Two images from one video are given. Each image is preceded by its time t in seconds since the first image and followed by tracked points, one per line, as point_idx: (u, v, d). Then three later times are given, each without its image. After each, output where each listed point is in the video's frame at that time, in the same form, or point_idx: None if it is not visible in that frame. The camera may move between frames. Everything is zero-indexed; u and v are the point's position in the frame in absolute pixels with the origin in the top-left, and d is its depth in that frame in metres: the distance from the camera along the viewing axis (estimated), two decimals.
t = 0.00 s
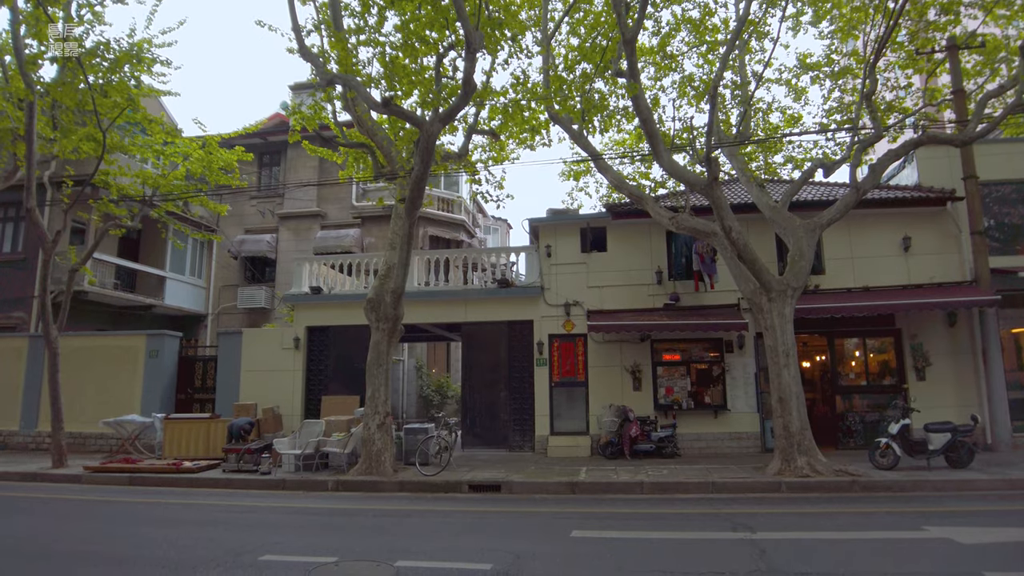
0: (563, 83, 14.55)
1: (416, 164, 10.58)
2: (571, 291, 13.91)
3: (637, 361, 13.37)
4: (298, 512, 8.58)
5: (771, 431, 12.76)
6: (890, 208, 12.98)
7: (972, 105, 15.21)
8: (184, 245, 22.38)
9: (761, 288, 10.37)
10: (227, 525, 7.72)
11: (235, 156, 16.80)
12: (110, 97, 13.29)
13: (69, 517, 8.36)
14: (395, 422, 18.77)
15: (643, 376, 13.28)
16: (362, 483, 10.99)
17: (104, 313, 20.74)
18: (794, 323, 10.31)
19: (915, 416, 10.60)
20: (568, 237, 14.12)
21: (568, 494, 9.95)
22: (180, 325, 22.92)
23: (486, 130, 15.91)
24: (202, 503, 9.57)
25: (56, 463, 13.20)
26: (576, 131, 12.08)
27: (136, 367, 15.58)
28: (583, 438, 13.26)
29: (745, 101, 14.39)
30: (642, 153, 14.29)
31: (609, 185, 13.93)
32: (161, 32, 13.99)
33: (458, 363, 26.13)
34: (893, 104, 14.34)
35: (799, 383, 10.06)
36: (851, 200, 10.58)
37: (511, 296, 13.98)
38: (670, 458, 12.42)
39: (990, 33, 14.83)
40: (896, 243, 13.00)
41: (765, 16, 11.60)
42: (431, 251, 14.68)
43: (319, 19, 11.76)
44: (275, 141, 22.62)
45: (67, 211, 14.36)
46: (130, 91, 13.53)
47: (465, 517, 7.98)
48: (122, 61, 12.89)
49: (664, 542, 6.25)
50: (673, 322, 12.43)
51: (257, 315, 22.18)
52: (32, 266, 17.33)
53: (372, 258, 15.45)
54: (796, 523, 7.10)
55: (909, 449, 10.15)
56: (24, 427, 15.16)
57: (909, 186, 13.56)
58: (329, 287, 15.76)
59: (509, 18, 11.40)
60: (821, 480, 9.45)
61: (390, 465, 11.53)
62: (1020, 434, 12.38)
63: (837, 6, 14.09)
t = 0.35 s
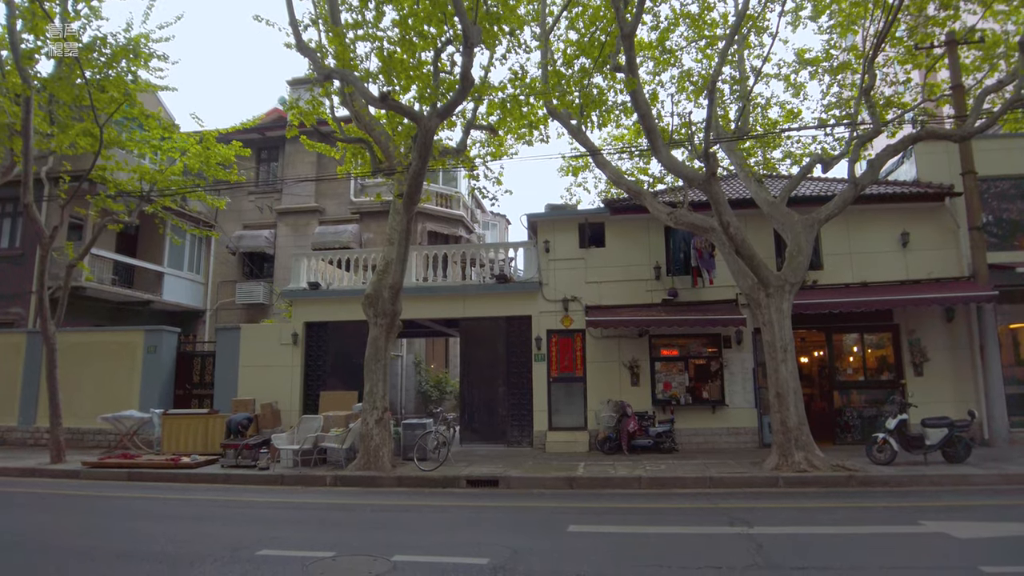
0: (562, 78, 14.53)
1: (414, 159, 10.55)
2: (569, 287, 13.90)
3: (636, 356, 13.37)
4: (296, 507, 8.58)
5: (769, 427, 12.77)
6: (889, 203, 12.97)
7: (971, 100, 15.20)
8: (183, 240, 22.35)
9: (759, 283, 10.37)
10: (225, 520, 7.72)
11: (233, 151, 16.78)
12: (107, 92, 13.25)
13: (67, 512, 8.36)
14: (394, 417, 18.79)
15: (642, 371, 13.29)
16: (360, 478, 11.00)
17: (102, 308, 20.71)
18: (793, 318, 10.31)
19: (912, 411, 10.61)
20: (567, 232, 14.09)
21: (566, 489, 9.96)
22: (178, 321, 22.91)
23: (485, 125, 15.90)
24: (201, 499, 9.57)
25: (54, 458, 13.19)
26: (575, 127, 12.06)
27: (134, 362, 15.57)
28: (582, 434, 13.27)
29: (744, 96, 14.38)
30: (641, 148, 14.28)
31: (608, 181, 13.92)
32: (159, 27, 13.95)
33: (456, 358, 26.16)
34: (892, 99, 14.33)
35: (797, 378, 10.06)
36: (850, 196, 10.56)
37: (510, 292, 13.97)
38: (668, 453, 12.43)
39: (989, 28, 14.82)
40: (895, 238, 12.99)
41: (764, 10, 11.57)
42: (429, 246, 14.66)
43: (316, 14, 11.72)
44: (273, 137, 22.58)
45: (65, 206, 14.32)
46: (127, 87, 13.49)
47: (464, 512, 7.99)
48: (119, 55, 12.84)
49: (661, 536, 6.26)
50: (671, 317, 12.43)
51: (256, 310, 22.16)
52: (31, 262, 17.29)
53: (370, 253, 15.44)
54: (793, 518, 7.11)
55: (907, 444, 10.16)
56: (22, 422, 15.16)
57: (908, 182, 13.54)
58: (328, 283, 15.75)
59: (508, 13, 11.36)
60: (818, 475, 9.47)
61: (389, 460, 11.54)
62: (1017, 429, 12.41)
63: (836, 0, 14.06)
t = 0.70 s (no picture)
0: (557, 73, 14.50)
1: (407, 154, 10.51)
2: (563, 283, 13.90)
3: (630, 351, 13.39)
4: (288, 502, 8.58)
5: (763, 421, 12.80)
6: (883, 198, 12.99)
7: (964, 96, 15.22)
8: (176, 235, 22.27)
9: (752, 278, 10.39)
10: (217, 515, 7.72)
11: (226, 146, 16.72)
12: (98, 86, 13.17)
13: (58, 508, 8.34)
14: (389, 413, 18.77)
15: (635, 366, 13.32)
16: (354, 473, 11.00)
17: (95, 304, 20.63)
18: (785, 313, 10.33)
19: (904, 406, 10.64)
20: (561, 228, 14.09)
21: (559, 484, 9.98)
22: (172, 316, 22.84)
23: (479, 121, 15.87)
24: (194, 494, 9.57)
25: (47, 455, 13.15)
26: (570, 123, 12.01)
27: (127, 357, 15.52)
28: (575, 429, 13.31)
29: (739, 91, 14.38)
30: (635, 144, 14.27)
31: (602, 176, 13.91)
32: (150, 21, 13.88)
33: (451, 354, 26.16)
34: (886, 95, 14.34)
35: (789, 373, 10.08)
36: (843, 192, 10.58)
37: (504, 287, 13.98)
38: (661, 448, 12.45)
39: (983, 24, 14.85)
40: (889, 234, 13.02)
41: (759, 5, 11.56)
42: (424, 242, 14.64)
43: (309, 8, 11.67)
44: (267, 132, 22.50)
45: (56, 201, 14.24)
46: (119, 81, 13.40)
47: (456, 507, 8.00)
48: (110, 49, 12.76)
49: (652, 531, 6.28)
50: (665, 313, 12.45)
51: (250, 306, 22.12)
52: (23, 257, 17.21)
53: (364, 249, 15.41)
54: (785, 512, 7.14)
55: (899, 440, 10.19)
56: (15, 418, 15.10)
57: (901, 177, 13.57)
58: (322, 278, 15.71)
59: (502, 7, 11.32)
60: (810, 469, 9.51)
61: (382, 456, 11.54)
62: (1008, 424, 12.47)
63: None
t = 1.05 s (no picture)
0: (546, 69, 14.48)
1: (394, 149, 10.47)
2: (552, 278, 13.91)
3: (618, 347, 13.43)
4: (274, 498, 8.57)
5: (749, 417, 12.88)
6: (869, 195, 13.06)
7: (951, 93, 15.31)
8: (164, 230, 22.13)
9: (738, 274, 10.44)
10: (203, 511, 7.70)
11: (213, 140, 16.62)
12: (82, 79, 13.02)
13: (42, 504, 8.30)
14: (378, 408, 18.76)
15: (623, 362, 13.36)
16: (341, 469, 10.99)
17: (82, 300, 20.49)
18: (771, 308, 10.40)
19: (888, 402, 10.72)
20: (549, 223, 14.09)
21: (546, 479, 10.02)
22: (160, 312, 22.72)
23: (468, 116, 15.84)
24: (180, 490, 9.54)
25: (33, 451, 13.06)
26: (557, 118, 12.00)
27: (114, 353, 15.43)
28: (564, 424, 13.35)
29: (727, 88, 14.41)
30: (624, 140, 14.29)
31: (591, 172, 13.92)
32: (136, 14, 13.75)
33: (441, 350, 26.14)
34: (873, 92, 14.41)
35: (775, 368, 10.15)
36: (828, 188, 10.65)
37: (493, 283, 13.98)
38: (648, 443, 12.50)
39: (970, 22, 14.94)
40: (875, 230, 13.10)
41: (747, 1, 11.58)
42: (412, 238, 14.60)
43: (296, 2, 11.60)
44: (256, 127, 22.37)
45: (41, 196, 14.10)
46: (103, 75, 13.26)
47: (443, 502, 8.02)
48: (93, 43, 12.63)
49: (636, 525, 6.32)
50: (652, 309, 12.50)
51: (239, 302, 22.03)
52: (7, 253, 17.06)
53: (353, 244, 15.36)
54: (769, 506, 7.20)
55: (883, 434, 10.27)
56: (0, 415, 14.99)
57: (887, 174, 13.64)
58: (310, 274, 15.65)
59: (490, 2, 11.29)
60: (795, 464, 9.58)
61: (370, 451, 11.54)
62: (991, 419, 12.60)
63: None
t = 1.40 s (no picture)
0: (532, 66, 14.51)
1: (377, 146, 10.49)
2: (537, 275, 13.96)
3: (602, 344, 13.52)
4: (255, 494, 8.57)
5: (731, 413, 12.99)
6: (850, 193, 13.18)
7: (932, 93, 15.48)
8: (148, 226, 22.00)
9: (720, 272, 10.53)
10: (183, 508, 7.69)
11: (198, 136, 16.53)
12: (64, 75, 12.92)
13: (20, 501, 8.26)
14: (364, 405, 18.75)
15: (607, 358, 13.45)
16: (325, 465, 11.00)
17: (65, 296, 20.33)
18: (752, 305, 10.49)
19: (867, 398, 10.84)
20: (534, 220, 14.13)
21: (529, 475, 10.08)
22: (144, 309, 22.59)
23: (454, 113, 15.85)
24: (162, 487, 9.51)
25: (14, 449, 12.98)
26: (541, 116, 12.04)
27: (98, 350, 15.34)
28: (548, 421, 13.42)
29: (712, 86, 14.51)
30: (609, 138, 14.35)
31: (576, 169, 13.97)
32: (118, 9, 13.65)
33: (428, 347, 26.16)
34: (856, 91, 14.55)
35: (755, 365, 10.24)
36: (808, 186, 10.76)
37: (477, 280, 14.01)
38: (631, 439, 12.60)
39: (951, 22, 15.08)
40: (856, 228, 13.22)
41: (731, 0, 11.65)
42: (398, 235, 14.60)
43: None
44: (242, 123, 22.26)
45: (22, 192, 13.98)
46: (85, 70, 13.16)
47: (424, 498, 8.05)
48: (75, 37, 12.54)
49: (614, 520, 6.37)
50: (636, 306, 12.57)
51: (225, 299, 21.93)
52: None
53: (338, 241, 15.34)
54: (746, 501, 7.28)
55: (862, 430, 10.38)
56: None
57: (869, 172, 13.77)
58: (295, 271, 15.61)
59: None
60: (774, 459, 9.68)
61: (354, 448, 11.56)
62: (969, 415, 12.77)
63: None
